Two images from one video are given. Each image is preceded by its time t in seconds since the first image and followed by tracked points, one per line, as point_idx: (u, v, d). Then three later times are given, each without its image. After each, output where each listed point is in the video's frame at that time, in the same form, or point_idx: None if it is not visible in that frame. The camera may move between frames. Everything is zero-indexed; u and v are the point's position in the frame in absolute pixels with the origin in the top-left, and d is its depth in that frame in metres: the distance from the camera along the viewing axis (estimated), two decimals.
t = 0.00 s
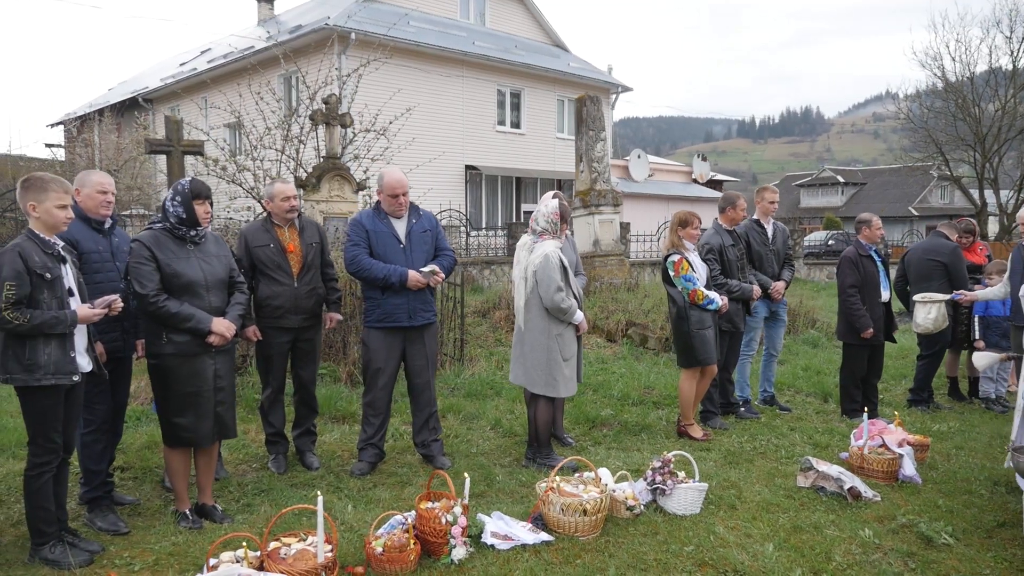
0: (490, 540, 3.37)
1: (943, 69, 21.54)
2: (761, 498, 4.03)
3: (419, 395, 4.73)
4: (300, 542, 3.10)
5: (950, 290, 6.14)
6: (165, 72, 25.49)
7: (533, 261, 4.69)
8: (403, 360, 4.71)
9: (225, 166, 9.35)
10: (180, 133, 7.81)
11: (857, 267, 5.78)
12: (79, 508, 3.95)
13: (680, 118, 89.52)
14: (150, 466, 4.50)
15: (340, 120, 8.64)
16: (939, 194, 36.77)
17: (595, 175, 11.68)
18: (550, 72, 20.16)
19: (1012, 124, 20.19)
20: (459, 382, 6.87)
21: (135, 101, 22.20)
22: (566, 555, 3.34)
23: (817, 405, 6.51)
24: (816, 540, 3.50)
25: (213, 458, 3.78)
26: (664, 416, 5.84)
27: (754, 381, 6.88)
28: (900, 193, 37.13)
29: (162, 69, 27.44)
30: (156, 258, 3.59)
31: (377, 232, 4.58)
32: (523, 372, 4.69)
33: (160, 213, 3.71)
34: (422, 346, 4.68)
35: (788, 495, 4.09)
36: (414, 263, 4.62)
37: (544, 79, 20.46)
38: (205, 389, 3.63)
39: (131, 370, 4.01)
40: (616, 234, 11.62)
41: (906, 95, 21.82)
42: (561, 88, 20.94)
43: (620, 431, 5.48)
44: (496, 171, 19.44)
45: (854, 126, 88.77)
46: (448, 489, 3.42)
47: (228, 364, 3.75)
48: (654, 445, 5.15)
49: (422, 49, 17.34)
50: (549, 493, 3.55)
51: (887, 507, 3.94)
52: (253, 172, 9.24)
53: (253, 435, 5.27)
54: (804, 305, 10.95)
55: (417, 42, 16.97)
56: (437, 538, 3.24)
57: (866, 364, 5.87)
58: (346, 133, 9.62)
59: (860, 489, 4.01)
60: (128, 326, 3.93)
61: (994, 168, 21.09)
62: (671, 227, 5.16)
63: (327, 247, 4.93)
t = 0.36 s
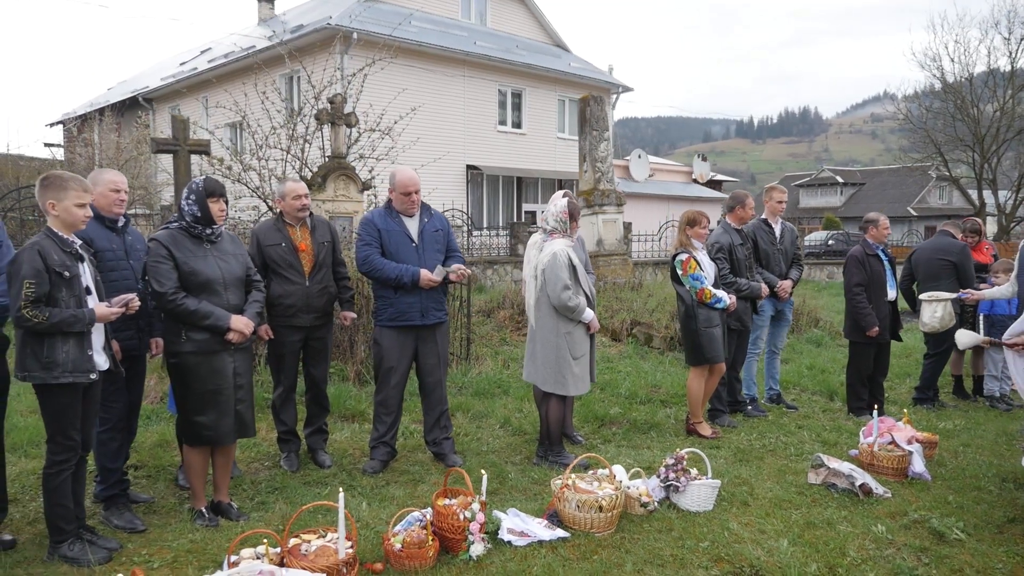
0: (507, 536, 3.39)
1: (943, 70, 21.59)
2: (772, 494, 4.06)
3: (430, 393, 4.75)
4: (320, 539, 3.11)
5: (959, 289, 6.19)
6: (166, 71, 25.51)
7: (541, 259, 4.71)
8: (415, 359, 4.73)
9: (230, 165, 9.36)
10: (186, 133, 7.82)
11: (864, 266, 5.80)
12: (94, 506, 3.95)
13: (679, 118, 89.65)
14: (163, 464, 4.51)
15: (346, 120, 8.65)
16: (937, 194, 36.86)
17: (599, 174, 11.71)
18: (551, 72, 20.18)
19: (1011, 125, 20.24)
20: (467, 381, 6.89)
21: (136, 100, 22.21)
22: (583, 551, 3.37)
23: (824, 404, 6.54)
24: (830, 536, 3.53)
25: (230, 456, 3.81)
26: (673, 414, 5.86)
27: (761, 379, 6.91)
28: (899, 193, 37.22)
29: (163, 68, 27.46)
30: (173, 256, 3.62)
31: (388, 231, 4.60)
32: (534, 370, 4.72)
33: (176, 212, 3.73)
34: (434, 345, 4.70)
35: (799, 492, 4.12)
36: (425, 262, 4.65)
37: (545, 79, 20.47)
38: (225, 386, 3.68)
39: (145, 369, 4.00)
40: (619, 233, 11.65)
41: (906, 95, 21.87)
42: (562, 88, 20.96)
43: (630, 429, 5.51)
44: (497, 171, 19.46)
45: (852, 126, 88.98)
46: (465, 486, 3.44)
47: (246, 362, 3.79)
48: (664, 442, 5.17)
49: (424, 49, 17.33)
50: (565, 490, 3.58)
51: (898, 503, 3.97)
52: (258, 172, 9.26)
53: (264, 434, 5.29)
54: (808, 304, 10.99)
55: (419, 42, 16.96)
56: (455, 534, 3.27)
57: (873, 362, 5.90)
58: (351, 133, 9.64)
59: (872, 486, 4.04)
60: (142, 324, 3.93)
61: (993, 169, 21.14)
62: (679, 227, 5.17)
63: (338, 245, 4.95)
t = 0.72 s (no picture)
0: (518, 532, 3.42)
1: (935, 71, 21.74)
2: (778, 490, 4.11)
3: (436, 391, 4.77)
4: (334, 534, 3.14)
5: (960, 289, 6.26)
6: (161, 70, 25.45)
7: (547, 258, 4.75)
8: (421, 357, 4.75)
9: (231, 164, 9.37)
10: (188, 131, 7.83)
11: (864, 265, 5.85)
12: (104, 503, 3.96)
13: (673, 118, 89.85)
14: (171, 462, 4.52)
15: (347, 119, 8.66)
16: (930, 195, 37.09)
17: (597, 174, 11.74)
18: (547, 72, 20.22)
19: (1003, 126, 20.40)
20: (470, 379, 6.93)
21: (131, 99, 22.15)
22: (593, 546, 3.40)
23: (824, 401, 6.59)
24: (837, 530, 3.57)
25: (241, 453, 3.84)
26: (676, 412, 5.91)
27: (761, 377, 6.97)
28: (892, 193, 37.43)
29: (158, 67, 27.39)
30: (185, 254, 3.67)
31: (396, 229, 4.63)
32: (540, 368, 4.75)
33: (187, 211, 3.76)
34: (441, 342, 4.73)
35: (804, 487, 4.17)
36: (432, 260, 4.67)
37: (541, 79, 20.51)
38: (236, 384, 3.72)
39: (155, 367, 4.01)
40: (618, 233, 11.69)
41: (899, 96, 22.01)
42: (558, 89, 21.00)
43: (633, 427, 5.55)
44: (494, 171, 19.49)
45: (845, 127, 89.38)
46: (477, 482, 3.47)
47: (257, 360, 3.84)
48: (668, 440, 5.21)
49: (421, 49, 17.32)
50: (575, 485, 3.61)
51: (902, 498, 4.02)
52: (258, 171, 9.26)
53: (270, 432, 5.30)
54: (805, 303, 11.05)
55: (416, 43, 16.95)
56: (468, 530, 3.30)
57: (873, 360, 5.96)
58: (350, 133, 9.64)
59: (876, 481, 4.09)
60: (151, 322, 3.95)
61: (986, 170, 21.29)
62: (684, 226, 5.20)
63: (345, 244, 4.97)
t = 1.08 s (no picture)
0: (523, 529, 3.46)
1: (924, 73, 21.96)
2: (777, 487, 4.17)
3: (438, 390, 4.80)
4: (343, 533, 3.17)
5: (953, 288, 6.35)
6: (151, 70, 25.32)
7: (548, 259, 4.79)
8: (423, 357, 4.78)
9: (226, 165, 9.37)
10: (185, 132, 7.83)
11: (860, 265, 5.93)
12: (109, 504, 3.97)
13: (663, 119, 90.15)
14: (174, 463, 4.53)
15: (343, 120, 8.66)
16: (919, 196, 37.44)
17: (592, 175, 11.78)
18: (540, 73, 20.27)
19: (991, 127, 20.63)
20: (468, 379, 6.95)
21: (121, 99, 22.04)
22: (598, 543, 3.44)
23: (819, 400, 6.67)
24: (837, 526, 3.63)
25: (244, 453, 3.86)
26: (674, 411, 5.96)
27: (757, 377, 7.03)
28: (881, 194, 37.71)
29: (148, 66, 27.24)
30: (192, 255, 3.69)
31: (398, 230, 4.66)
32: (541, 367, 4.79)
33: (192, 211, 3.78)
34: (442, 342, 4.77)
35: (803, 485, 4.23)
36: (434, 261, 4.71)
37: (534, 79, 20.55)
38: (240, 384, 3.74)
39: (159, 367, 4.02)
40: (612, 234, 11.75)
41: (888, 97, 22.20)
42: (550, 89, 21.06)
43: (633, 426, 5.59)
44: (487, 171, 19.51)
45: (834, 128, 90.01)
46: (483, 481, 3.50)
47: (261, 360, 3.86)
48: (667, 438, 5.26)
49: (413, 50, 17.32)
50: (579, 484, 3.65)
51: (900, 495, 4.09)
52: (254, 172, 9.26)
53: (271, 432, 5.32)
54: (798, 303, 11.15)
55: (408, 43, 16.94)
56: (474, 528, 3.33)
57: (867, 359, 6.04)
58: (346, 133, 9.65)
59: (874, 479, 4.16)
60: (155, 323, 3.96)
61: (974, 170, 21.50)
62: (684, 226, 5.23)
63: (347, 245, 4.99)
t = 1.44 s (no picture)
0: (526, 528, 3.49)
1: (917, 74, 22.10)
2: (776, 486, 4.21)
3: (438, 390, 4.83)
4: (347, 532, 3.19)
5: (948, 288, 6.42)
6: (145, 69, 25.26)
7: (547, 259, 4.81)
8: (423, 358, 4.81)
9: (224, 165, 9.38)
10: (183, 133, 7.85)
11: (855, 266, 5.99)
12: (112, 503, 3.98)
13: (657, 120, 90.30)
14: (175, 462, 4.55)
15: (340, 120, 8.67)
16: (911, 196, 37.66)
17: (588, 175, 11.83)
18: (536, 74, 20.31)
19: (984, 128, 20.79)
20: (467, 379, 6.98)
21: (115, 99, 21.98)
22: (599, 541, 3.48)
23: (815, 400, 6.72)
24: (835, 525, 3.68)
25: (245, 452, 3.87)
26: (672, 410, 6.00)
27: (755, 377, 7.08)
28: (874, 195, 37.90)
29: (142, 65, 27.17)
30: (195, 256, 3.72)
31: (399, 231, 4.68)
32: (540, 367, 4.81)
33: (196, 212, 3.81)
34: (443, 342, 4.79)
35: (802, 483, 4.28)
36: (435, 261, 4.74)
37: (530, 80, 20.59)
38: (241, 384, 3.76)
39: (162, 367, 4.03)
40: (608, 234, 11.80)
41: (882, 98, 22.33)
42: (546, 90, 21.10)
43: (631, 426, 5.63)
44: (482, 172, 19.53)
45: (827, 128, 90.40)
46: (485, 480, 3.53)
47: (262, 361, 3.88)
48: (665, 438, 5.30)
49: (409, 50, 17.32)
50: (580, 483, 3.69)
51: (896, 494, 4.14)
52: (251, 171, 9.27)
53: (271, 432, 5.33)
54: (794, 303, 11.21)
55: (404, 43, 16.92)
56: (478, 526, 3.36)
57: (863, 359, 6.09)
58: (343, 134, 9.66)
59: (871, 477, 4.21)
60: (158, 323, 3.98)
61: (967, 171, 21.65)
62: (684, 227, 5.26)
63: (348, 246, 5.02)
